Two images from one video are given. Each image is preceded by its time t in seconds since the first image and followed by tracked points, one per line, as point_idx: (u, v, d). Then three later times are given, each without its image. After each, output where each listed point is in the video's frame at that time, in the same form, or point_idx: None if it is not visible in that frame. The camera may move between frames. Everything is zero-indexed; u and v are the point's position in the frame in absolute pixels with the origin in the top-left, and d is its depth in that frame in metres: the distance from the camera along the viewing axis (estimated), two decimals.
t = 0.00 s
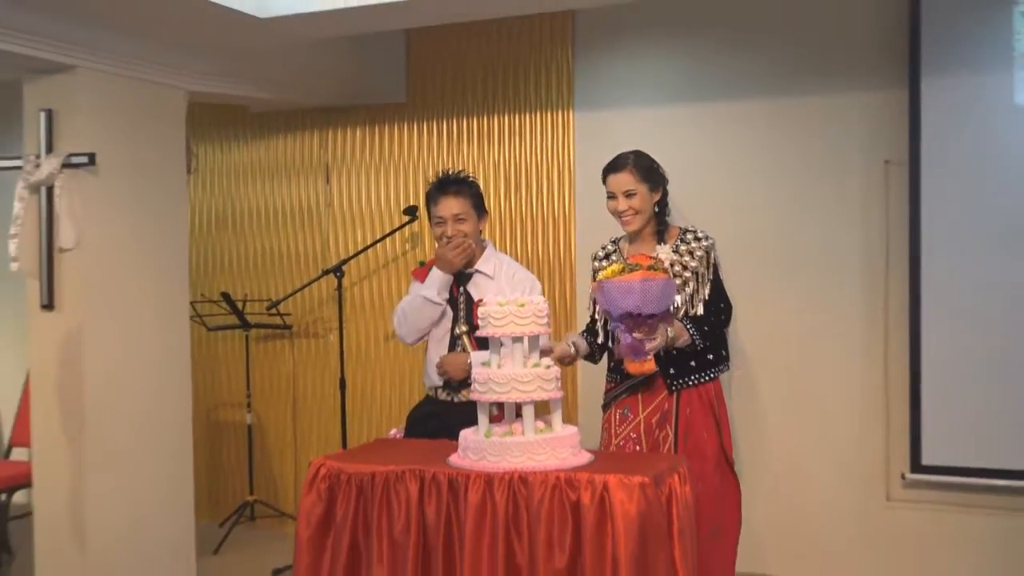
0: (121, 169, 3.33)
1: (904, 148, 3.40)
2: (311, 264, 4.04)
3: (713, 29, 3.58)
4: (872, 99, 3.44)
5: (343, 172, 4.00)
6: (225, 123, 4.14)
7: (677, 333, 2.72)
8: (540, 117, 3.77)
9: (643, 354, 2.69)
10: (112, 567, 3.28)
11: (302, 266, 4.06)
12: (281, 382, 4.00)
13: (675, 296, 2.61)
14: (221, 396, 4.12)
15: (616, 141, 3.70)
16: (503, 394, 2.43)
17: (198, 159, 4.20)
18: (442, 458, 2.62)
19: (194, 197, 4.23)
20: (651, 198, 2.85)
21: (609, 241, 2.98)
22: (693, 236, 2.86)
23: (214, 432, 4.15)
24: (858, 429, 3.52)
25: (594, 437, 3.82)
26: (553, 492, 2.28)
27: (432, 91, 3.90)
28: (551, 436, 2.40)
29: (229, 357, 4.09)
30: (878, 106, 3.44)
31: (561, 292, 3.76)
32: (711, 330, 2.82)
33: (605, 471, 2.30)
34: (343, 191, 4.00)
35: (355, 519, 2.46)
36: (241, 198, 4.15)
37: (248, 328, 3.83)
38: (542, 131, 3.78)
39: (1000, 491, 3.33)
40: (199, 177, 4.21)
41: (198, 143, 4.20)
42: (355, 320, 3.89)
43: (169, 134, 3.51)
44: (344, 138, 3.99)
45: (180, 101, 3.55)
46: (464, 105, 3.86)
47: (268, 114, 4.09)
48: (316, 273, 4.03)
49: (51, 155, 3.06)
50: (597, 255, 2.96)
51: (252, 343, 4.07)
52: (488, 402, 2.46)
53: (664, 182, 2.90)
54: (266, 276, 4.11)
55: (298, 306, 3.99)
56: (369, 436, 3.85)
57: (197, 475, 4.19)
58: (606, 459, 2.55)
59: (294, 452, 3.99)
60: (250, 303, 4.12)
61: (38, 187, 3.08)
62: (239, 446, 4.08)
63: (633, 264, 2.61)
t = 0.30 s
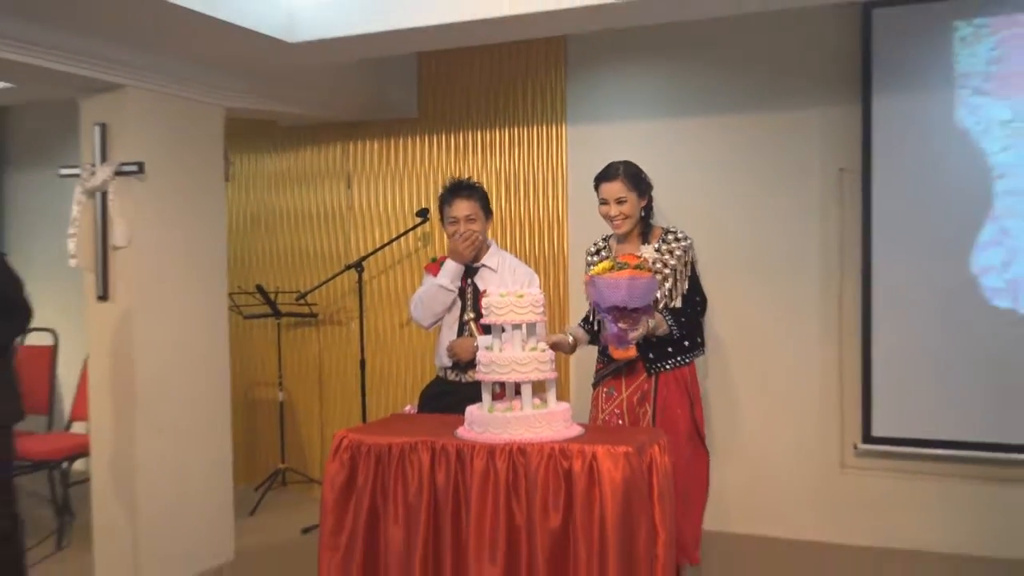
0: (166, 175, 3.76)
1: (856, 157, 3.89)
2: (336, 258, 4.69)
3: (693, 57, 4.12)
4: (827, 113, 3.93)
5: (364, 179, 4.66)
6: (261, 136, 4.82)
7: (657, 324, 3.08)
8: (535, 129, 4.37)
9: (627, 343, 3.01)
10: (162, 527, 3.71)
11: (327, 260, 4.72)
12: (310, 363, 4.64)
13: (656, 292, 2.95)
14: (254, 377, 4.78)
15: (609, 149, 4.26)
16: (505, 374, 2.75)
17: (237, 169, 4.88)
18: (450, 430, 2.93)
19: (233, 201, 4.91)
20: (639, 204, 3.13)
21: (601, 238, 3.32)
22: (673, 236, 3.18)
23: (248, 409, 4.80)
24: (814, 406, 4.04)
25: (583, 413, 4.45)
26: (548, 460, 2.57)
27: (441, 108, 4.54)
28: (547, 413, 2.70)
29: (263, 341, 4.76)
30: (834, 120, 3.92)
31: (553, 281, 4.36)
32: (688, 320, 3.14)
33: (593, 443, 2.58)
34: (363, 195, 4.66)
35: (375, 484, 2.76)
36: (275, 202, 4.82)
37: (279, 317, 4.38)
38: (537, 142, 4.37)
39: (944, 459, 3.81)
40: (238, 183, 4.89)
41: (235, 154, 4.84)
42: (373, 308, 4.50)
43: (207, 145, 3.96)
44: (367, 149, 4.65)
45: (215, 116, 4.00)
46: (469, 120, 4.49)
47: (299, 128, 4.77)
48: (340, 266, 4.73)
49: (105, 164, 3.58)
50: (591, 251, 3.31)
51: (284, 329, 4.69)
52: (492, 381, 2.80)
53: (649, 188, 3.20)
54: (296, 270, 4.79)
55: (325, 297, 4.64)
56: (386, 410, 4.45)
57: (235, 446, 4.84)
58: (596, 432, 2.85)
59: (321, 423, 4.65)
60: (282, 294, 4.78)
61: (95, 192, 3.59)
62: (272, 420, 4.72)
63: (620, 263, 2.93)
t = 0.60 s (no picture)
0: (211, 184, 4.28)
1: (814, 168, 4.46)
2: (358, 257, 5.53)
3: (675, 82, 4.72)
4: (792, 131, 4.50)
5: (382, 188, 5.45)
6: (294, 151, 5.66)
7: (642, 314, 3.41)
8: (534, 144, 5.04)
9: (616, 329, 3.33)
10: (205, 494, 4.22)
11: (351, 258, 5.56)
12: (338, 346, 5.63)
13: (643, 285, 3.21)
14: (290, 359, 5.78)
15: (601, 161, 4.88)
16: (507, 358, 2.89)
17: (272, 179, 5.72)
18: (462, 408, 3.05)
19: (268, 206, 5.76)
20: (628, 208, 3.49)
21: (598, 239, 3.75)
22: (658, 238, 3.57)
23: (283, 386, 5.80)
24: (780, 386, 4.60)
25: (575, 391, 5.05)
26: (546, 434, 2.70)
27: (449, 126, 5.28)
28: (544, 392, 2.85)
29: (296, 327, 5.73)
30: (798, 137, 4.49)
31: (550, 276, 5.00)
32: (669, 312, 3.50)
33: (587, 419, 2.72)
34: (381, 202, 5.45)
35: (393, 453, 2.89)
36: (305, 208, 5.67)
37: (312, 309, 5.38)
38: (536, 155, 5.04)
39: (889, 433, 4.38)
40: (274, 191, 5.74)
41: (272, 165, 5.71)
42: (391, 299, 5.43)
43: (245, 157, 4.49)
44: (385, 163, 5.44)
45: (252, 132, 4.52)
46: (475, 137, 5.20)
47: (325, 144, 5.59)
48: (361, 263, 5.54)
49: (157, 174, 4.06)
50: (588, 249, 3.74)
51: (315, 317, 5.65)
52: (495, 363, 2.95)
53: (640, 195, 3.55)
54: (323, 267, 5.64)
55: (349, 292, 5.57)
56: (402, 386, 5.43)
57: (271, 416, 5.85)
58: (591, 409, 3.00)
59: (346, 396, 5.64)
60: (311, 287, 5.65)
61: (147, 200, 4.07)
62: (304, 397, 5.75)
63: (612, 260, 3.19)
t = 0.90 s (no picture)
0: (224, 180, 4.33)
1: (821, 164, 4.49)
2: (369, 252, 5.61)
3: (683, 79, 4.76)
4: (798, 128, 4.54)
5: (392, 183, 5.53)
6: (305, 147, 5.74)
7: (653, 311, 3.31)
8: (543, 140, 5.10)
9: (624, 327, 3.26)
10: (218, 486, 4.27)
11: (361, 253, 5.64)
12: (348, 340, 5.71)
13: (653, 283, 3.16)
14: (301, 353, 5.86)
15: (610, 158, 4.93)
16: (518, 353, 2.87)
17: (284, 174, 5.80)
18: (471, 400, 3.07)
19: (280, 202, 5.85)
20: (642, 203, 3.43)
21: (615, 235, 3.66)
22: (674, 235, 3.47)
23: (295, 380, 5.87)
24: (789, 380, 4.62)
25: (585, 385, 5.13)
26: (554, 428, 2.73)
27: (459, 122, 5.34)
28: (555, 386, 2.86)
29: (308, 321, 5.83)
30: (805, 134, 4.52)
31: (558, 271, 5.07)
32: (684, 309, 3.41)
33: (594, 412, 2.75)
34: (392, 198, 5.53)
35: (405, 446, 2.93)
36: (317, 203, 5.74)
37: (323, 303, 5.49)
38: (546, 150, 5.09)
39: (892, 428, 4.40)
40: (285, 186, 5.83)
41: (285, 162, 5.79)
42: (402, 294, 5.51)
43: (257, 154, 4.53)
44: (397, 158, 5.51)
45: (265, 129, 4.57)
46: (485, 133, 5.27)
47: (337, 139, 5.66)
48: (371, 258, 5.62)
49: (171, 171, 4.12)
50: (605, 245, 3.65)
51: (326, 312, 5.75)
52: (505, 358, 2.92)
53: (657, 191, 3.46)
54: (333, 262, 5.72)
55: (360, 287, 5.66)
56: (411, 379, 5.50)
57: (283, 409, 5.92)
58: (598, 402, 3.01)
59: (356, 389, 5.71)
60: (322, 282, 5.74)
61: (162, 196, 4.14)
62: (316, 390, 5.82)
63: (622, 257, 3.18)
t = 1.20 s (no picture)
0: (239, 176, 4.33)
1: (838, 159, 4.46)
2: (384, 247, 5.62)
3: (699, 74, 4.73)
4: (815, 122, 4.50)
5: (407, 179, 5.53)
6: (320, 142, 5.75)
7: (672, 307, 3.30)
8: (558, 134, 5.08)
9: (641, 322, 3.24)
10: (235, 481, 4.30)
11: (376, 249, 5.65)
12: (363, 336, 5.72)
13: (668, 277, 3.12)
14: (316, 348, 5.88)
15: (625, 153, 4.90)
16: (532, 348, 2.85)
17: (299, 169, 5.82)
18: (486, 395, 3.07)
19: (295, 197, 5.87)
20: (661, 195, 3.40)
21: (632, 230, 3.63)
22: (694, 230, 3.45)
23: (310, 375, 5.90)
24: (805, 376, 4.59)
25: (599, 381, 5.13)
26: (570, 423, 2.72)
27: (473, 117, 5.34)
28: (570, 382, 2.85)
29: (323, 316, 5.85)
30: (822, 128, 4.49)
31: (573, 267, 5.06)
32: (704, 305, 3.38)
33: (610, 408, 2.74)
34: (407, 193, 5.53)
35: (419, 441, 2.93)
36: (331, 199, 5.76)
37: (337, 298, 5.51)
38: (560, 145, 5.08)
39: (910, 425, 4.37)
40: (300, 182, 5.84)
41: (299, 157, 5.81)
42: (417, 289, 5.52)
43: (272, 149, 4.55)
44: (411, 153, 5.52)
45: (280, 124, 4.58)
46: (499, 128, 5.26)
47: (351, 135, 5.67)
48: (386, 253, 5.63)
49: (187, 166, 4.14)
50: (621, 240, 3.61)
51: (340, 307, 5.76)
52: (519, 353, 2.91)
53: (676, 185, 3.45)
54: (348, 257, 5.73)
55: (374, 283, 5.67)
56: (426, 375, 5.51)
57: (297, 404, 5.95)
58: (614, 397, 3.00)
59: (370, 385, 5.72)
60: (337, 277, 5.75)
61: (178, 191, 4.13)
62: (331, 386, 5.84)
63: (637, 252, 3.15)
